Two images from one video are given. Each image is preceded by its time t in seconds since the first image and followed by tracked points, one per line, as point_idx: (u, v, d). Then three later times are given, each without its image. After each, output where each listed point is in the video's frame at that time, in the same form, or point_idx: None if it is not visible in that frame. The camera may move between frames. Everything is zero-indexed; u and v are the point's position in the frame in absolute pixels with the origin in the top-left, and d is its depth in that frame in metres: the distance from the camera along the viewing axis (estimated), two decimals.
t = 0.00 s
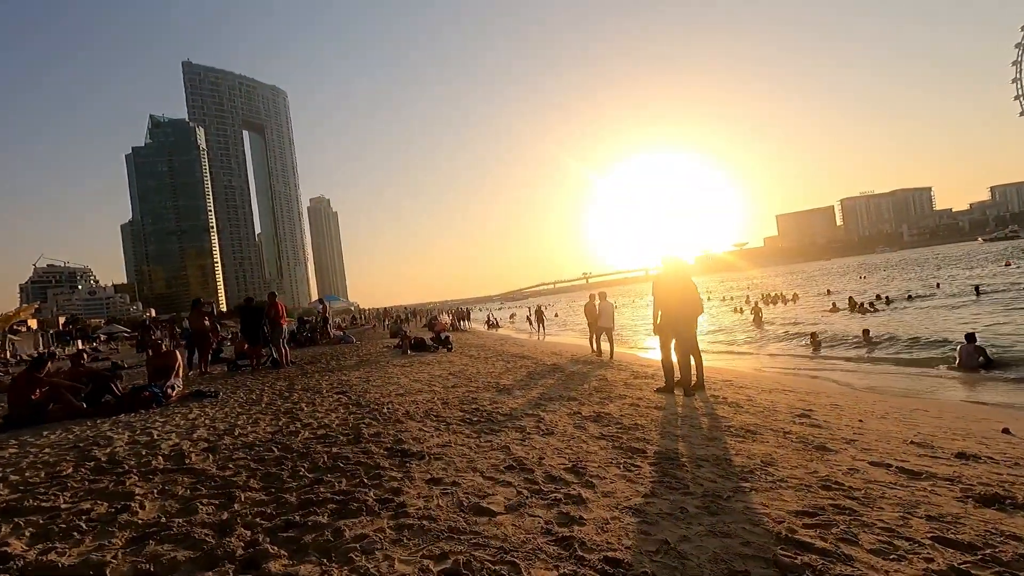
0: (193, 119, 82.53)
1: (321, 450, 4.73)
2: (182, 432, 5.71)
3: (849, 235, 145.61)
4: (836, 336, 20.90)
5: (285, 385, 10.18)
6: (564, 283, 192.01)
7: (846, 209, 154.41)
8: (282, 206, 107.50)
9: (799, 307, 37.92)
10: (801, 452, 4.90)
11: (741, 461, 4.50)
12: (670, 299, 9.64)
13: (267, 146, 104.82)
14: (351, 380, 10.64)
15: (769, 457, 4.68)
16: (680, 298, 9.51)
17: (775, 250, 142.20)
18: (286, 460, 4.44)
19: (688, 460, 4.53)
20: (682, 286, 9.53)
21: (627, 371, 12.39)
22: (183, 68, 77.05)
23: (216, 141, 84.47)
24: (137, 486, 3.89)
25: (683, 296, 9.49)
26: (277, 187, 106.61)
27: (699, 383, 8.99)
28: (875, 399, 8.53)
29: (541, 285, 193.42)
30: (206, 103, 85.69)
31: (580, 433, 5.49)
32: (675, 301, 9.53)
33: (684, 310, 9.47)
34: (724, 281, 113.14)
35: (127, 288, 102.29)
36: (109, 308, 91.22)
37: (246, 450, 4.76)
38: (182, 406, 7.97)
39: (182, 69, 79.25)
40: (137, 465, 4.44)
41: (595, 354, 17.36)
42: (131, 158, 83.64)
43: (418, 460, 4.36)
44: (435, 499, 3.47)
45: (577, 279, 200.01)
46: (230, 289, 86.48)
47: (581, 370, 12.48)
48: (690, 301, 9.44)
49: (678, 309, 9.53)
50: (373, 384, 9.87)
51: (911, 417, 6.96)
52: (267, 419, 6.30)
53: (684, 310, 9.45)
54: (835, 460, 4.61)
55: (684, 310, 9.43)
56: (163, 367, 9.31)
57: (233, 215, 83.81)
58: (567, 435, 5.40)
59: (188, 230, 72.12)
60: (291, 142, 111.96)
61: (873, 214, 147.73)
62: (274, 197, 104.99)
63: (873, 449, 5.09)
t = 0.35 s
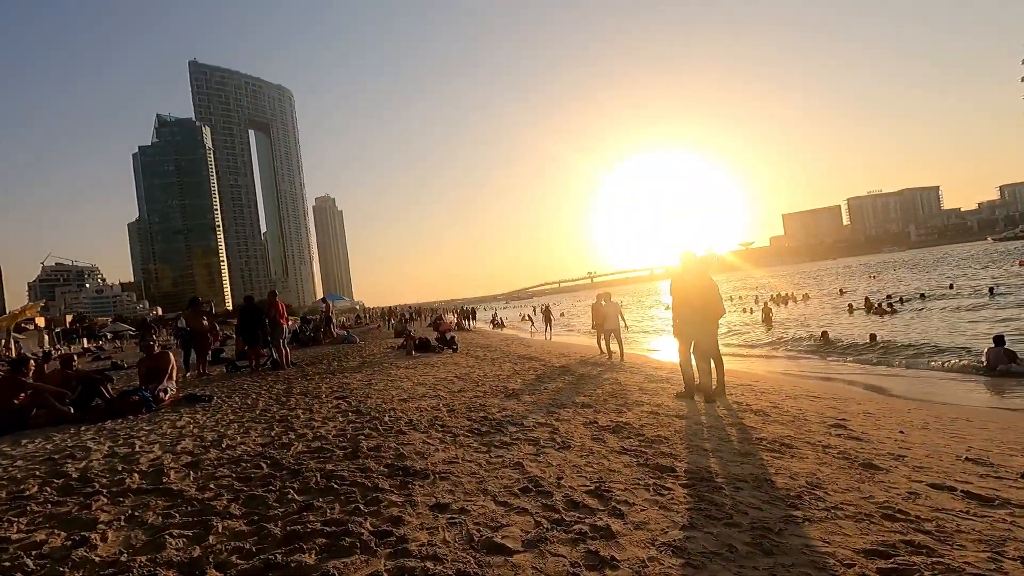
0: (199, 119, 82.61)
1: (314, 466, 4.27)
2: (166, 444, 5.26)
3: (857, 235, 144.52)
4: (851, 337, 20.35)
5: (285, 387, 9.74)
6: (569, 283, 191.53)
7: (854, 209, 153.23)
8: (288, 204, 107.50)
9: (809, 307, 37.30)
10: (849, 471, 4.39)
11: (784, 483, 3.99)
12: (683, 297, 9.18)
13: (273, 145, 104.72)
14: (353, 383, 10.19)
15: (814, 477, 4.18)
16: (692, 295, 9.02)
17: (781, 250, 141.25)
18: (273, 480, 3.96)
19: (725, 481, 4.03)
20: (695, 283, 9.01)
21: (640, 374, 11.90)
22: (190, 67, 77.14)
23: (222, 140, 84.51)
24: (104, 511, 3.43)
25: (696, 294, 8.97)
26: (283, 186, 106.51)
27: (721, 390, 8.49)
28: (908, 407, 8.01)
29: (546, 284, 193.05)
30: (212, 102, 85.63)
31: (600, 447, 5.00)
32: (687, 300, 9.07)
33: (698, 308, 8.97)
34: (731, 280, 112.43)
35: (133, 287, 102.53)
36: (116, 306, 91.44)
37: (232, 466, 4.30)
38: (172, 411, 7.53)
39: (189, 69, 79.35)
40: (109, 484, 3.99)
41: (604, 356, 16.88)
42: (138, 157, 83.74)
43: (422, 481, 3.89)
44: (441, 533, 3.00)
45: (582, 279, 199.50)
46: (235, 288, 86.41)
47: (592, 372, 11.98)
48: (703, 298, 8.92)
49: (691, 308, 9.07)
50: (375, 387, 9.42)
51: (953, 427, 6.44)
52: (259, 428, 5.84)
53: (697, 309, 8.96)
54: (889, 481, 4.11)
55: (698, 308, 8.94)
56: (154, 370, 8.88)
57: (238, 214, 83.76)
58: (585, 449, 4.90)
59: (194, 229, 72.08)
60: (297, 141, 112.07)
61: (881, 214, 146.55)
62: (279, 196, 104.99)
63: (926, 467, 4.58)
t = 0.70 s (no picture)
0: (207, 117, 82.64)
1: (296, 487, 3.75)
2: (138, 456, 4.77)
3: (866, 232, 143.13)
4: (870, 337, 19.70)
5: (280, 389, 9.27)
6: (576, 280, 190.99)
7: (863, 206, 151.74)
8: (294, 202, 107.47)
9: (822, 305, 36.56)
10: (907, 495, 3.83)
11: (836, 510, 3.47)
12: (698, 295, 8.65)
13: (279, 142, 104.52)
14: (352, 384, 9.70)
15: (869, 503, 3.63)
16: (706, 292, 8.48)
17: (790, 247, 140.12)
18: (247, 504, 3.46)
19: (768, 509, 3.48)
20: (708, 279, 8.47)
21: (654, 375, 11.34)
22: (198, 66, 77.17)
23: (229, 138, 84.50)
24: (43, 547, 2.93)
25: (710, 290, 8.43)
26: (289, 184, 106.34)
27: (742, 393, 7.94)
28: (946, 413, 7.43)
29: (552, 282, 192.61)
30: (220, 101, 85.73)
31: (619, 462, 4.46)
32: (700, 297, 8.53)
33: (713, 306, 8.42)
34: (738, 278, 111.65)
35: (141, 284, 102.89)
36: (124, 304, 91.76)
37: (203, 488, 3.78)
38: (156, 417, 7.04)
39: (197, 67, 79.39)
40: (60, 510, 3.48)
41: (615, 355, 16.34)
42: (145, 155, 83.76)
43: (417, 508, 3.37)
44: None
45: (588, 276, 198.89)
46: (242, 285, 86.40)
47: (603, 373, 11.43)
48: (718, 293, 8.39)
49: (705, 305, 8.56)
50: (375, 389, 8.91)
51: (1005, 438, 5.86)
52: (244, 438, 5.33)
53: (712, 307, 8.40)
54: (958, 509, 3.55)
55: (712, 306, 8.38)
56: (142, 371, 8.38)
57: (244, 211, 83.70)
58: (603, 466, 4.37)
59: (201, 226, 72.08)
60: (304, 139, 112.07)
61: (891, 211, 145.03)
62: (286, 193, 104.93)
63: (993, 489, 4.02)
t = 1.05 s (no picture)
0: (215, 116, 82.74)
1: (272, 505, 3.23)
2: (103, 466, 4.26)
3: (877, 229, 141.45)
4: (891, 334, 19.00)
5: (277, 388, 8.79)
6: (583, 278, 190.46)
7: (875, 202, 149.94)
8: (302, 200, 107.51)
9: (837, 302, 35.79)
10: (988, 516, 3.25)
11: (909, 536, 2.92)
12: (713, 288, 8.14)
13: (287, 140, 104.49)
14: (352, 383, 9.19)
15: (946, 527, 3.05)
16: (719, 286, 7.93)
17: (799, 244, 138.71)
18: (209, 528, 2.93)
19: (828, 535, 2.92)
20: (720, 271, 7.90)
21: (669, 374, 10.77)
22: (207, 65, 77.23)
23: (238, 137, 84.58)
24: None
25: (723, 284, 7.87)
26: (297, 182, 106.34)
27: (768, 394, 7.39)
28: (991, 415, 6.84)
29: (559, 280, 192.25)
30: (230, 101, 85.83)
31: (643, 475, 3.91)
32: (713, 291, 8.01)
33: (726, 301, 7.88)
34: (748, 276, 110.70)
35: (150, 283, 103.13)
36: (135, 303, 92.11)
37: (165, 506, 3.27)
38: (137, 419, 6.54)
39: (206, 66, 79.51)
40: None
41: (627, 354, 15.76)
42: (154, 154, 83.95)
43: (411, 533, 2.84)
44: None
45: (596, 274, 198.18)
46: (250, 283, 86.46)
47: (616, 373, 10.87)
48: (733, 289, 7.79)
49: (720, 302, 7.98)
50: (374, 389, 8.39)
51: None
52: (224, 444, 4.82)
53: (726, 302, 7.86)
54: None
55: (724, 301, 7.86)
56: (128, 369, 7.90)
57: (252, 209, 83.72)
58: (626, 479, 3.82)
59: (210, 225, 72.15)
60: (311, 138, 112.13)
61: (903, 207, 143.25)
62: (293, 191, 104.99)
63: None
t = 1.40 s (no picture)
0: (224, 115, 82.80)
1: (254, 542, 2.78)
2: (75, 485, 3.83)
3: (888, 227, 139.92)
4: (911, 333, 18.41)
5: (276, 392, 8.37)
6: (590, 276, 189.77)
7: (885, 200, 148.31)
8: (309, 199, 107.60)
9: (851, 301, 35.15)
10: None
11: None
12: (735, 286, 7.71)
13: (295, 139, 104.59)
14: (355, 387, 8.78)
15: None
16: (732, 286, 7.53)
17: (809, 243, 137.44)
18: (177, 572, 2.49)
19: None
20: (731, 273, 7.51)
21: (687, 378, 10.28)
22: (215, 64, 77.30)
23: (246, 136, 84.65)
24: None
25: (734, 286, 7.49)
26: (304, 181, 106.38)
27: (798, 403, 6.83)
28: None
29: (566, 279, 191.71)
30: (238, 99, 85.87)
31: (681, 501, 3.44)
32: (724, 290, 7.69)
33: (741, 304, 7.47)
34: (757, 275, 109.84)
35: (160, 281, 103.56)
36: (144, 301, 92.49)
37: (131, 542, 2.82)
38: (125, 428, 6.13)
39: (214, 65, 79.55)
40: None
41: (640, 355, 15.26)
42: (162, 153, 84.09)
43: None
44: None
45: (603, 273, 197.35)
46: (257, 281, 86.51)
47: (631, 375, 10.39)
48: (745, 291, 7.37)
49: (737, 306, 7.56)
50: (379, 393, 7.95)
51: None
52: (211, 459, 4.38)
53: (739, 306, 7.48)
54: None
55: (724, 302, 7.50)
56: (120, 372, 7.47)
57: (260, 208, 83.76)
58: (662, 507, 3.35)
59: (219, 224, 72.23)
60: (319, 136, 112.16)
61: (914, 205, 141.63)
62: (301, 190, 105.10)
63: None
